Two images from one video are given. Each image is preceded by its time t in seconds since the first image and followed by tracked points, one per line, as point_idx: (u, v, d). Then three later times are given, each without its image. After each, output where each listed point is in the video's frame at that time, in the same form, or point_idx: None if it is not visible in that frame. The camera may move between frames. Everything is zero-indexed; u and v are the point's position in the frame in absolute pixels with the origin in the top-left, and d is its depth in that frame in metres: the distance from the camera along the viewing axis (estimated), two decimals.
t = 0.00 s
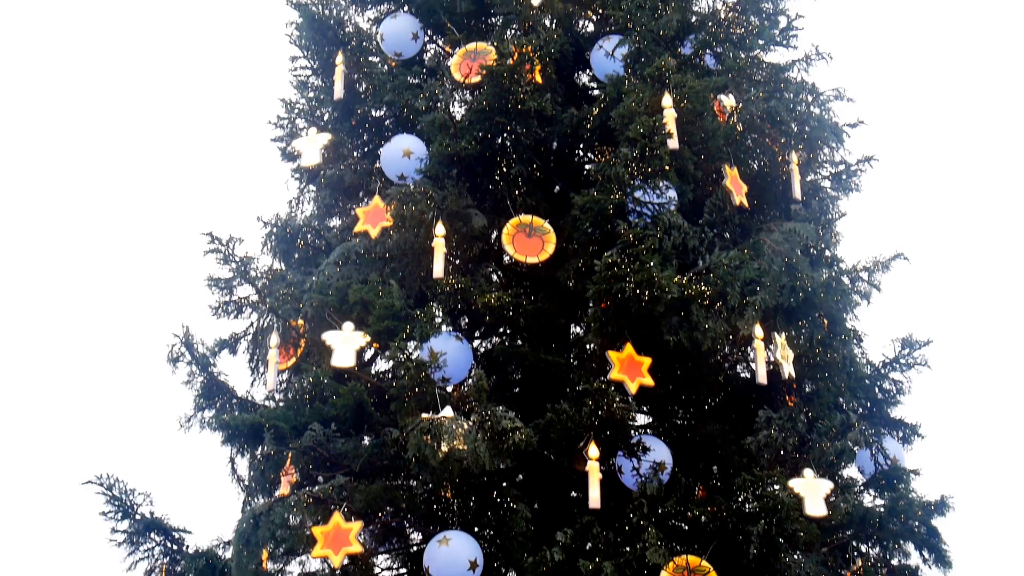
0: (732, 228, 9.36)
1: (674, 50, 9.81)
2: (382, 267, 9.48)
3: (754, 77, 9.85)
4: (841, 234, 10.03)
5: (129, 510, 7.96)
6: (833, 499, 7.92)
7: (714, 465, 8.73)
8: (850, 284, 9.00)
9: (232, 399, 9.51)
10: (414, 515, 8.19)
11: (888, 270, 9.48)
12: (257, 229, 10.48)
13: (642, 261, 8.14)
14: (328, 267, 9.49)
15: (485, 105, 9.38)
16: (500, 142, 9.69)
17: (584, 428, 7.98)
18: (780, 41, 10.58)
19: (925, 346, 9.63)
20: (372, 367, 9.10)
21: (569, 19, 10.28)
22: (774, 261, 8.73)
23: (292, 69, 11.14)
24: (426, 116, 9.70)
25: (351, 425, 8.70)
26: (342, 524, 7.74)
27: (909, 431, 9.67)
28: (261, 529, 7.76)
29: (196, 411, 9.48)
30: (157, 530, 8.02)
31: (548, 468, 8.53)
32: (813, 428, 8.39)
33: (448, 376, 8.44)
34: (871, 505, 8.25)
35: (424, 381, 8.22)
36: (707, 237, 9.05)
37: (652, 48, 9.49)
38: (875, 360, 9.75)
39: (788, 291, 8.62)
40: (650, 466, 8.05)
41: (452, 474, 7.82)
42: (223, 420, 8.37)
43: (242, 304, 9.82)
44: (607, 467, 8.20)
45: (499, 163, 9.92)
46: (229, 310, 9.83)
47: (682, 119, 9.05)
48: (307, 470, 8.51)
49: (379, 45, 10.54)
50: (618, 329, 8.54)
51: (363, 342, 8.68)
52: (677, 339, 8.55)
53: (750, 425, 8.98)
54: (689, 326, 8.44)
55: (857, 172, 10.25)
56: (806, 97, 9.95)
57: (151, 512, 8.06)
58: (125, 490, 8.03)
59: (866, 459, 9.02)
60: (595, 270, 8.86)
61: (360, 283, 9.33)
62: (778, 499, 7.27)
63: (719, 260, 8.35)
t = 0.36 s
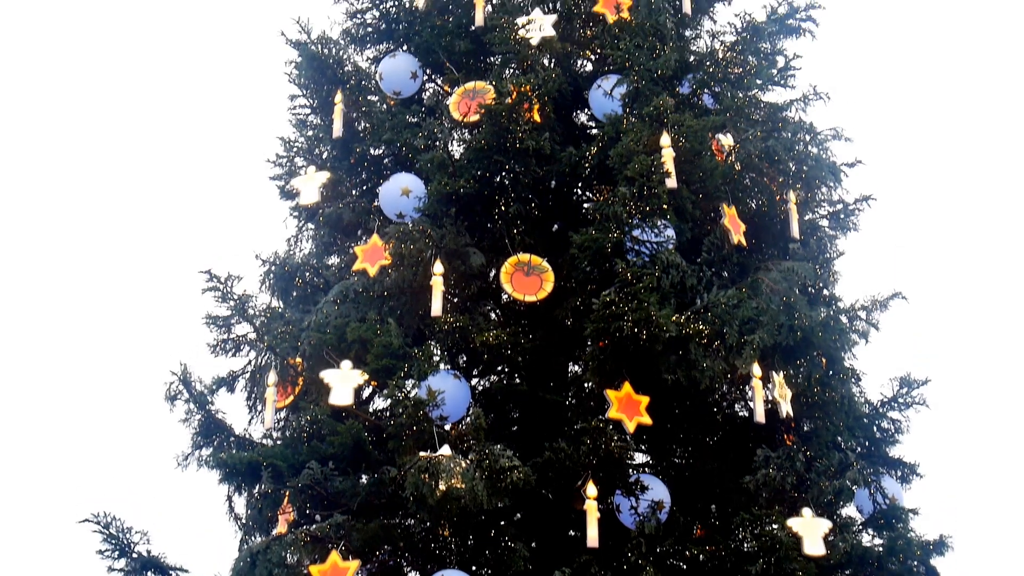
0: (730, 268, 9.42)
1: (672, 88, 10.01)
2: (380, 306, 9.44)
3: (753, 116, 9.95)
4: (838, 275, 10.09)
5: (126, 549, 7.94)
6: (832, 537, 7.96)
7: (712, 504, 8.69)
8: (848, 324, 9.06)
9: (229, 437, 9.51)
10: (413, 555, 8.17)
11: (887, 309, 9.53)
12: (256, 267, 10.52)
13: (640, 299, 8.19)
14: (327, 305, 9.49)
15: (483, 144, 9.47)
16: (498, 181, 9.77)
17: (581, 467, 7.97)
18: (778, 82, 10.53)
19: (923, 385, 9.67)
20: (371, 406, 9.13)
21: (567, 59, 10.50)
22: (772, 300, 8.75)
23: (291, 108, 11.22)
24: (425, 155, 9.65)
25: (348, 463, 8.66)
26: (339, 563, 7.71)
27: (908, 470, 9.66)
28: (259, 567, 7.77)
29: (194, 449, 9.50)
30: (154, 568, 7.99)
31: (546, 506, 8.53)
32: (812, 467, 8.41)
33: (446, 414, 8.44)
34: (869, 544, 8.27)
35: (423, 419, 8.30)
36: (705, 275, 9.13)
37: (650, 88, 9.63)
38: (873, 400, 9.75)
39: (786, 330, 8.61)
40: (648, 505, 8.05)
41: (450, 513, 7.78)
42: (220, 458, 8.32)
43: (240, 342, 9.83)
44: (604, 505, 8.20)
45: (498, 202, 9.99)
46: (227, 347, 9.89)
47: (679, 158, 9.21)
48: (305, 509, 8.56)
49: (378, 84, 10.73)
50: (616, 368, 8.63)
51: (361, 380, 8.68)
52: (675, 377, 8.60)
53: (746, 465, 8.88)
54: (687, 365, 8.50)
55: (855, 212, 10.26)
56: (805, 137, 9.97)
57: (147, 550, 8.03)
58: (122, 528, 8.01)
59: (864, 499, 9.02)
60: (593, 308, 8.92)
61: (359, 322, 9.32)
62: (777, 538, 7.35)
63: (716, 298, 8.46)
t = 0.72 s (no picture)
0: (728, 303, 9.49)
1: (670, 124, 10.05)
2: (378, 341, 9.53)
3: (751, 151, 10.02)
4: (837, 310, 10.14)
5: None
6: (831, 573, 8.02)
7: (712, 540, 8.65)
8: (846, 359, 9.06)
9: (228, 473, 9.50)
10: None
11: (886, 344, 9.58)
12: (255, 302, 10.55)
13: (638, 334, 8.22)
14: (325, 341, 9.48)
15: (481, 180, 9.56)
16: (497, 217, 9.86)
17: (581, 503, 7.98)
18: (777, 117, 10.68)
19: (923, 421, 9.64)
20: (370, 442, 9.11)
21: (566, 96, 10.58)
22: (771, 336, 8.76)
23: (291, 145, 11.40)
24: (423, 193, 9.74)
25: (346, 499, 8.63)
26: None
27: (908, 505, 9.61)
28: None
29: (193, 485, 9.52)
30: None
31: (545, 542, 8.49)
32: (812, 503, 8.53)
33: (444, 450, 8.45)
34: None
35: (422, 456, 8.27)
36: (704, 311, 9.23)
37: (649, 123, 9.69)
38: (872, 435, 9.75)
39: (786, 366, 8.64)
40: (648, 541, 8.05)
41: (449, 550, 7.75)
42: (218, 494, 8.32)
43: (239, 377, 9.85)
44: (603, 541, 8.19)
45: (495, 238, 10.00)
46: (226, 383, 9.92)
47: (677, 193, 9.24)
48: (303, 545, 8.60)
49: (377, 119, 10.83)
50: (615, 404, 8.63)
51: (360, 417, 8.68)
52: (675, 415, 8.60)
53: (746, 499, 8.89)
54: (685, 401, 8.55)
55: (854, 247, 10.36)
56: (803, 172, 10.11)
57: None
58: (120, 565, 7.99)
59: (864, 534, 8.94)
60: (592, 344, 8.97)
61: (357, 357, 9.32)
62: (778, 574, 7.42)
63: (716, 334, 8.52)
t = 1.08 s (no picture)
0: (732, 338, 9.63)
1: (672, 159, 10.24)
2: (380, 376, 9.62)
3: (753, 188, 9.96)
4: (841, 345, 10.19)
5: None
6: None
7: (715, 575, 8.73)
8: (850, 395, 9.09)
9: (230, 509, 9.49)
10: None
11: (889, 379, 9.63)
12: (258, 337, 10.58)
13: (641, 370, 8.22)
14: (328, 377, 9.59)
15: (484, 216, 9.64)
16: (500, 252, 9.94)
17: (584, 538, 7.98)
18: (778, 153, 10.62)
19: (926, 457, 9.61)
20: (371, 477, 9.17)
21: (569, 132, 10.74)
22: (773, 371, 8.81)
23: (293, 179, 11.39)
24: (426, 228, 9.99)
25: (349, 534, 8.64)
26: None
27: (912, 541, 9.57)
28: None
29: (195, 521, 9.54)
30: None
31: None
32: (815, 539, 8.44)
33: (447, 486, 8.41)
34: None
35: (424, 492, 8.26)
36: (707, 346, 9.36)
37: (651, 159, 9.86)
38: (876, 471, 9.74)
39: (788, 403, 8.69)
40: None
41: None
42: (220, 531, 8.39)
43: (241, 414, 9.85)
44: None
45: (498, 273, 10.04)
46: (228, 419, 9.93)
47: (681, 229, 9.35)
48: None
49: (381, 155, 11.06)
50: (618, 440, 8.62)
51: (363, 452, 8.71)
52: (677, 450, 8.61)
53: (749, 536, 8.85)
54: (688, 437, 8.57)
55: (857, 282, 10.37)
56: (806, 208, 10.08)
57: None
58: None
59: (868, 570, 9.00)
60: (594, 381, 9.04)
61: (360, 393, 9.37)
62: None
63: (719, 370, 8.55)
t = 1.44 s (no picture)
0: (737, 374, 9.67)
1: (677, 197, 10.36)
2: (386, 414, 9.71)
3: (759, 225, 10.07)
4: (846, 381, 10.23)
5: None
6: None
7: None
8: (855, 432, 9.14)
9: (236, 546, 9.48)
10: None
11: (896, 416, 9.67)
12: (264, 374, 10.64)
13: (647, 406, 8.26)
14: (333, 414, 9.62)
15: (490, 253, 9.77)
16: (505, 289, 10.00)
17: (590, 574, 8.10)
18: (784, 190, 10.77)
19: (933, 493, 9.64)
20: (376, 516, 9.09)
21: (573, 169, 10.85)
22: (779, 408, 8.83)
23: (298, 218, 11.47)
24: (431, 265, 10.10)
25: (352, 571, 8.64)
26: None
27: None
28: None
29: (199, 560, 9.53)
30: None
31: None
32: None
33: (452, 524, 8.53)
34: None
35: (429, 530, 8.32)
36: (712, 382, 9.46)
37: (656, 196, 9.94)
38: (882, 507, 9.73)
39: (795, 438, 8.69)
40: None
41: None
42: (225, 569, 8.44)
43: (247, 451, 9.74)
44: None
45: (505, 310, 10.05)
46: (234, 455, 9.79)
47: (685, 265, 9.40)
48: None
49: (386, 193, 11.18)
50: (624, 476, 8.75)
51: (369, 489, 8.76)
52: (684, 487, 8.57)
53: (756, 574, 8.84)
54: (696, 475, 8.51)
55: (862, 318, 10.44)
56: (811, 245, 10.18)
57: None
58: None
59: None
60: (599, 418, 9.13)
61: (365, 430, 9.39)
62: None
63: (724, 408, 8.67)
